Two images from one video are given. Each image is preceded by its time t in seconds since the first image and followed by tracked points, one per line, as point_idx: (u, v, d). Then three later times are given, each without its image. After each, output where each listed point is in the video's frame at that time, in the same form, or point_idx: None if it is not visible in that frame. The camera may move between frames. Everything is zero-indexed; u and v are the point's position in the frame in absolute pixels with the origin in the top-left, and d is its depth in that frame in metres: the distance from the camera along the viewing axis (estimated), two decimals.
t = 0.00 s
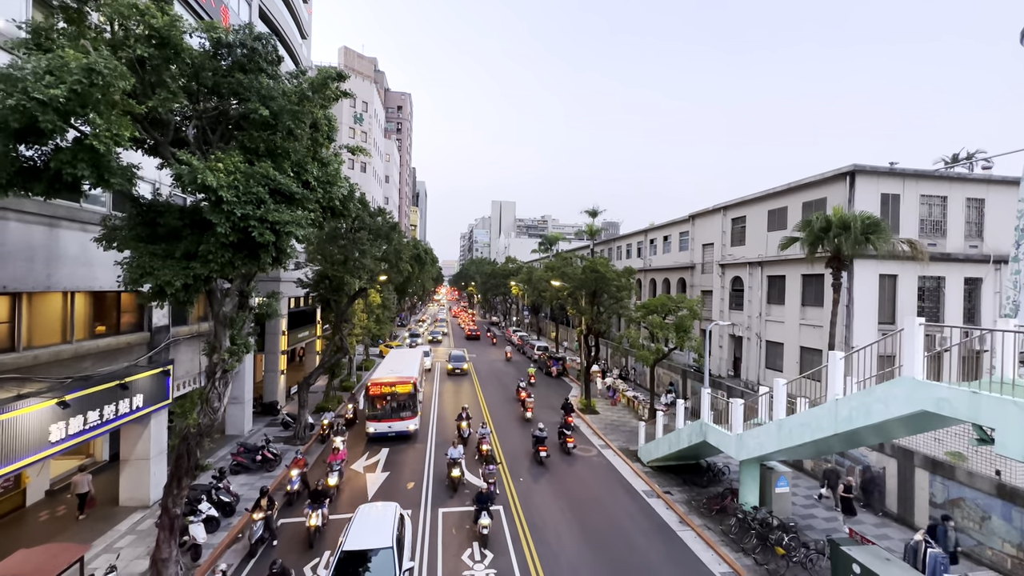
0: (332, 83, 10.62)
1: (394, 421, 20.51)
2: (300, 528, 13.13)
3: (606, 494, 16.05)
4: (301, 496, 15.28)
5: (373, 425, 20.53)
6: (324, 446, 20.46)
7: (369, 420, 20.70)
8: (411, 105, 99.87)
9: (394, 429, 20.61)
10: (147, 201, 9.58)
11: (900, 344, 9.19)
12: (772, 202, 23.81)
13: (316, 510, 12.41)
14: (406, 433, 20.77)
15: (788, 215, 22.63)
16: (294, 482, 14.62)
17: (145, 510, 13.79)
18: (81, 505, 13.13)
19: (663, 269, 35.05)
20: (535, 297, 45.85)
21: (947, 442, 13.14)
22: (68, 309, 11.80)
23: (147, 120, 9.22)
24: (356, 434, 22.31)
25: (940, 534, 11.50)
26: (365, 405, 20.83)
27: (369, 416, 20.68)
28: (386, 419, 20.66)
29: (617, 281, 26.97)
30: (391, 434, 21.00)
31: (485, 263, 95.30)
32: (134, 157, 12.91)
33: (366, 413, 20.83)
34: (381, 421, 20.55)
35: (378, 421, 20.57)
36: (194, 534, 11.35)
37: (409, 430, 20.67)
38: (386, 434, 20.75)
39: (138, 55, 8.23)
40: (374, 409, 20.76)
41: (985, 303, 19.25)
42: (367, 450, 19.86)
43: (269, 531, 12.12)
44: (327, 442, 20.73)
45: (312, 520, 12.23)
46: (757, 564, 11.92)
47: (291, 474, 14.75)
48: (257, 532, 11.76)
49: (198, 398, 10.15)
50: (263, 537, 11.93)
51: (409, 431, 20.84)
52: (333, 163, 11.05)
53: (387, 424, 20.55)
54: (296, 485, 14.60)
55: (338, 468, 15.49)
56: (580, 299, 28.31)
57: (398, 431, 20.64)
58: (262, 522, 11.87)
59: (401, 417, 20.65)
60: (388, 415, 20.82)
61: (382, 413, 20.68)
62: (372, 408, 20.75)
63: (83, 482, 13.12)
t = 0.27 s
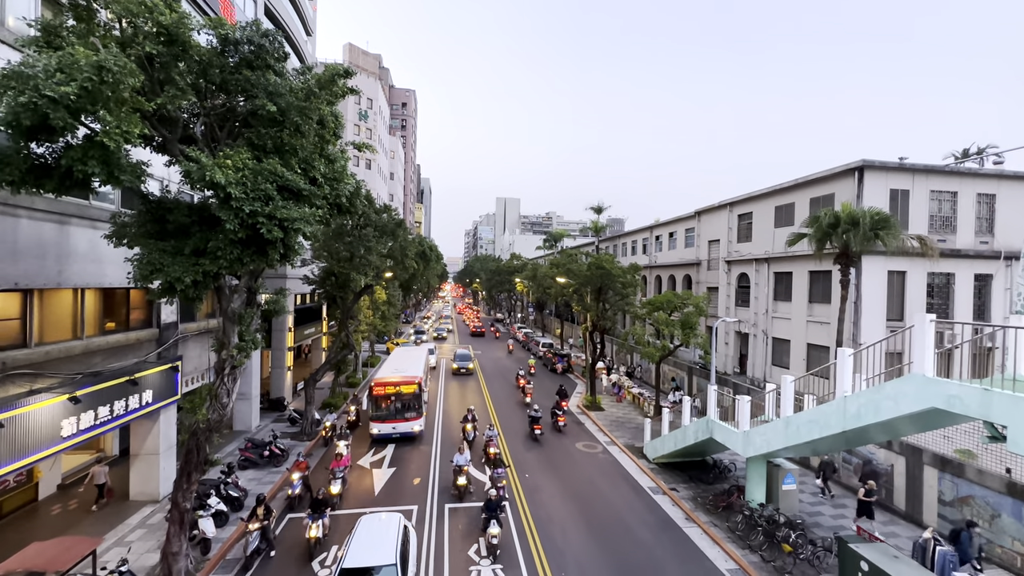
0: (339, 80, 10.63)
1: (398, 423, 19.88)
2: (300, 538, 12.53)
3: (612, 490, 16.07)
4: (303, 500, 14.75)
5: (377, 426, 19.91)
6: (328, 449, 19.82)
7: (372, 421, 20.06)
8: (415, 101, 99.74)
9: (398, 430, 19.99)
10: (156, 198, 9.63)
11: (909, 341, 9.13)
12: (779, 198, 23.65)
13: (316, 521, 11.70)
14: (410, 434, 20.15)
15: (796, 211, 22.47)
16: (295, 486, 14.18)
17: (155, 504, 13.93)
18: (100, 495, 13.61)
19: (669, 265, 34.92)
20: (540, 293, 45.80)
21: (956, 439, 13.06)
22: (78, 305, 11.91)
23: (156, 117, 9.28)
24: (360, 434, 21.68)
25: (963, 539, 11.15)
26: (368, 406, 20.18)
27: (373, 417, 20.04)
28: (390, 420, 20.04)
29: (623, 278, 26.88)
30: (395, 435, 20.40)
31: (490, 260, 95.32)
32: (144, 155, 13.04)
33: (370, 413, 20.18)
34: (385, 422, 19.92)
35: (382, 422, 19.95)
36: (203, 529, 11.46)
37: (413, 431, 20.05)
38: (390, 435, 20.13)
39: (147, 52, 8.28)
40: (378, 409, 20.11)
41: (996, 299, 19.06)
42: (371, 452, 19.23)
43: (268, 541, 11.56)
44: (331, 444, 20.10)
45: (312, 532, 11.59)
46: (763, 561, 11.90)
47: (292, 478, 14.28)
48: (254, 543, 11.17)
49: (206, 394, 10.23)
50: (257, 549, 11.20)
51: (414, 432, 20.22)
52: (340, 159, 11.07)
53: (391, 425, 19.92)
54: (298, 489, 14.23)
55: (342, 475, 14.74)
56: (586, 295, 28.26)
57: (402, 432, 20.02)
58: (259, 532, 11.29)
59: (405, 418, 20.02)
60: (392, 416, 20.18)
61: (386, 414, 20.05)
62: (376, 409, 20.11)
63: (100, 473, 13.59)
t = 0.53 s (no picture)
0: (344, 77, 10.64)
1: (401, 425, 19.01)
2: (297, 551, 11.66)
3: (617, 487, 16.09)
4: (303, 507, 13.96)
5: (380, 429, 19.04)
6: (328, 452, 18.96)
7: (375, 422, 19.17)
8: (419, 98, 99.58)
9: (402, 433, 19.13)
10: (163, 195, 9.69)
11: (917, 338, 9.07)
12: (785, 194, 23.49)
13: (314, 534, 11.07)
14: (414, 436, 19.31)
15: (803, 207, 22.32)
16: (294, 492, 13.41)
17: (164, 499, 14.05)
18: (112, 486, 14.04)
19: (674, 262, 34.79)
20: (544, 290, 45.74)
21: (965, 438, 12.98)
22: (87, 302, 11.99)
23: (163, 115, 9.33)
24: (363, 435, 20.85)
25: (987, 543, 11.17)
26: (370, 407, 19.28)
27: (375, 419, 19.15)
28: (394, 422, 19.18)
29: (628, 275, 26.80)
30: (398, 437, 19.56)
31: (494, 257, 95.29)
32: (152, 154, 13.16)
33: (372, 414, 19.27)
34: (388, 424, 19.05)
35: (385, 424, 19.06)
36: (211, 524, 11.56)
37: (417, 433, 19.19)
38: (393, 437, 19.31)
39: (153, 50, 8.33)
40: (380, 410, 19.18)
41: (1005, 297, 18.88)
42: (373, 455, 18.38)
43: (261, 556, 10.82)
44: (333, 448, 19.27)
45: (308, 546, 11.07)
46: (769, 558, 11.87)
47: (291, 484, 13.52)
48: (245, 557, 10.48)
49: (213, 390, 10.29)
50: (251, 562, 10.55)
51: (418, 434, 19.39)
52: (345, 157, 11.08)
53: (395, 428, 19.05)
54: (297, 494, 13.48)
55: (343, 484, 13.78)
56: (591, 292, 28.20)
57: (406, 435, 19.18)
58: (252, 545, 10.62)
59: (409, 420, 19.16)
60: (395, 417, 19.31)
61: (389, 416, 19.14)
62: (378, 410, 19.19)
63: (115, 464, 14.09)
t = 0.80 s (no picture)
0: (347, 75, 10.67)
1: (403, 428, 18.24)
2: (292, 566, 11.09)
3: (620, 485, 16.11)
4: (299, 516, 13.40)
5: (381, 432, 18.27)
6: (327, 458, 18.23)
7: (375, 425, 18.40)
8: (423, 96, 99.56)
9: (403, 436, 18.36)
10: (167, 194, 9.74)
11: (922, 336, 9.04)
12: (790, 191, 23.40)
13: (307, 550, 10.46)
14: (416, 440, 18.53)
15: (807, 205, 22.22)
16: (289, 499, 12.95)
17: (169, 496, 14.15)
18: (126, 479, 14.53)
19: (677, 260, 34.73)
20: (548, 288, 45.74)
21: (970, 436, 12.93)
22: (93, 300, 12.07)
23: (167, 114, 9.37)
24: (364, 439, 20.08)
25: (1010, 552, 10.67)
26: (371, 409, 18.49)
27: (376, 422, 18.37)
28: (395, 424, 18.41)
29: (631, 273, 26.75)
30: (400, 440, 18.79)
31: (497, 255, 95.33)
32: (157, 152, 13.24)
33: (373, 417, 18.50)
34: (389, 427, 18.29)
35: (386, 427, 18.29)
36: (215, 520, 11.63)
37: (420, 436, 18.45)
38: (394, 441, 18.54)
39: (158, 48, 8.37)
40: (381, 413, 18.43)
41: (1012, 295, 18.75)
42: (373, 460, 17.66)
43: (252, 574, 10.13)
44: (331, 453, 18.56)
45: (301, 564, 10.49)
46: (772, 556, 11.85)
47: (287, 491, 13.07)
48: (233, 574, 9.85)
49: (218, 388, 10.36)
50: None
51: (420, 437, 18.60)
52: (348, 155, 11.11)
53: (396, 431, 18.29)
54: (292, 502, 13.00)
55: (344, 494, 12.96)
56: (594, 290, 28.19)
57: (407, 438, 18.40)
58: (241, 561, 9.98)
59: (411, 423, 18.40)
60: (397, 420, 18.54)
61: (390, 418, 18.37)
62: (379, 412, 18.42)
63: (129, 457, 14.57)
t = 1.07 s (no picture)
0: (350, 74, 10.70)
1: (404, 432, 17.52)
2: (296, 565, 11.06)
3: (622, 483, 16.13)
4: (292, 529, 12.68)
5: (381, 436, 17.56)
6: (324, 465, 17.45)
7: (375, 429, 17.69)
8: (425, 94, 99.51)
9: (404, 440, 17.64)
10: (172, 192, 9.79)
11: (926, 334, 9.01)
12: (794, 189, 23.33)
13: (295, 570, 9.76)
14: (418, 444, 17.80)
15: (811, 203, 22.14)
16: (281, 511, 12.23)
17: (174, 493, 14.23)
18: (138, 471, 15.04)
19: (680, 259, 34.66)
20: (550, 287, 45.72)
21: (976, 435, 12.87)
22: (98, 298, 12.14)
23: (171, 113, 9.42)
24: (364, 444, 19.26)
25: None
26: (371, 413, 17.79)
27: (376, 426, 17.66)
28: (396, 428, 17.71)
29: (634, 271, 26.69)
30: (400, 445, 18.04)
31: (500, 253, 95.34)
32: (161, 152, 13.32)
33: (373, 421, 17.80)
34: (390, 431, 17.58)
35: (387, 431, 17.59)
36: (220, 517, 11.71)
37: (421, 440, 17.75)
38: (394, 445, 17.83)
39: (162, 48, 8.41)
40: (382, 417, 17.73)
41: (1018, 293, 18.63)
42: (375, 464, 17.08)
43: None
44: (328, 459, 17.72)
45: None
46: (775, 555, 11.84)
47: (279, 502, 12.34)
48: None
49: (222, 385, 10.41)
50: None
51: (422, 442, 17.86)
52: (351, 153, 11.13)
53: (397, 435, 17.57)
54: (285, 514, 12.30)
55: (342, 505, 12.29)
56: (597, 289, 28.16)
57: (408, 443, 17.67)
58: None
59: (413, 427, 17.71)
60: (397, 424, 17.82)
61: (391, 422, 17.68)
62: (379, 416, 17.72)
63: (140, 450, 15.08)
